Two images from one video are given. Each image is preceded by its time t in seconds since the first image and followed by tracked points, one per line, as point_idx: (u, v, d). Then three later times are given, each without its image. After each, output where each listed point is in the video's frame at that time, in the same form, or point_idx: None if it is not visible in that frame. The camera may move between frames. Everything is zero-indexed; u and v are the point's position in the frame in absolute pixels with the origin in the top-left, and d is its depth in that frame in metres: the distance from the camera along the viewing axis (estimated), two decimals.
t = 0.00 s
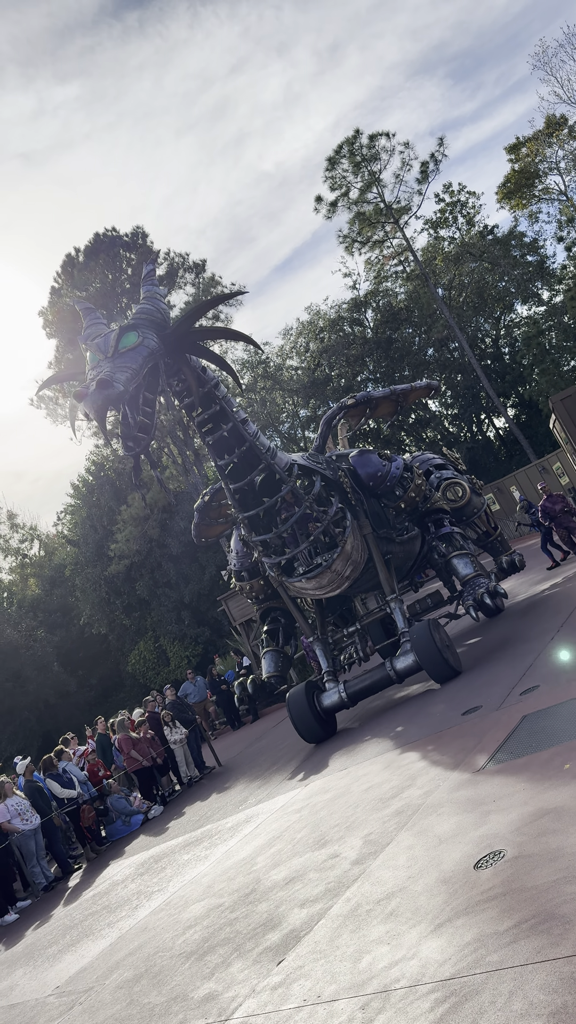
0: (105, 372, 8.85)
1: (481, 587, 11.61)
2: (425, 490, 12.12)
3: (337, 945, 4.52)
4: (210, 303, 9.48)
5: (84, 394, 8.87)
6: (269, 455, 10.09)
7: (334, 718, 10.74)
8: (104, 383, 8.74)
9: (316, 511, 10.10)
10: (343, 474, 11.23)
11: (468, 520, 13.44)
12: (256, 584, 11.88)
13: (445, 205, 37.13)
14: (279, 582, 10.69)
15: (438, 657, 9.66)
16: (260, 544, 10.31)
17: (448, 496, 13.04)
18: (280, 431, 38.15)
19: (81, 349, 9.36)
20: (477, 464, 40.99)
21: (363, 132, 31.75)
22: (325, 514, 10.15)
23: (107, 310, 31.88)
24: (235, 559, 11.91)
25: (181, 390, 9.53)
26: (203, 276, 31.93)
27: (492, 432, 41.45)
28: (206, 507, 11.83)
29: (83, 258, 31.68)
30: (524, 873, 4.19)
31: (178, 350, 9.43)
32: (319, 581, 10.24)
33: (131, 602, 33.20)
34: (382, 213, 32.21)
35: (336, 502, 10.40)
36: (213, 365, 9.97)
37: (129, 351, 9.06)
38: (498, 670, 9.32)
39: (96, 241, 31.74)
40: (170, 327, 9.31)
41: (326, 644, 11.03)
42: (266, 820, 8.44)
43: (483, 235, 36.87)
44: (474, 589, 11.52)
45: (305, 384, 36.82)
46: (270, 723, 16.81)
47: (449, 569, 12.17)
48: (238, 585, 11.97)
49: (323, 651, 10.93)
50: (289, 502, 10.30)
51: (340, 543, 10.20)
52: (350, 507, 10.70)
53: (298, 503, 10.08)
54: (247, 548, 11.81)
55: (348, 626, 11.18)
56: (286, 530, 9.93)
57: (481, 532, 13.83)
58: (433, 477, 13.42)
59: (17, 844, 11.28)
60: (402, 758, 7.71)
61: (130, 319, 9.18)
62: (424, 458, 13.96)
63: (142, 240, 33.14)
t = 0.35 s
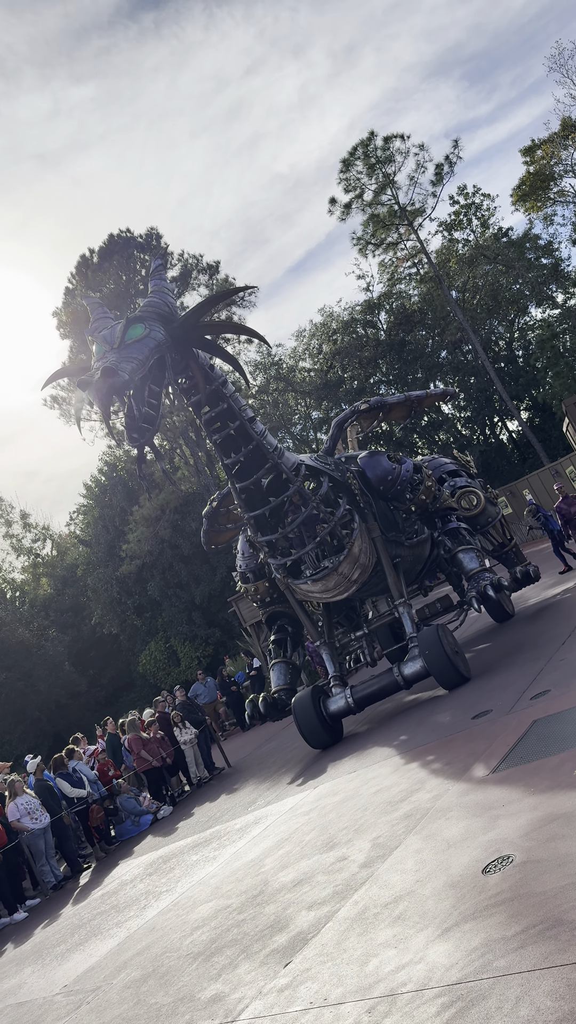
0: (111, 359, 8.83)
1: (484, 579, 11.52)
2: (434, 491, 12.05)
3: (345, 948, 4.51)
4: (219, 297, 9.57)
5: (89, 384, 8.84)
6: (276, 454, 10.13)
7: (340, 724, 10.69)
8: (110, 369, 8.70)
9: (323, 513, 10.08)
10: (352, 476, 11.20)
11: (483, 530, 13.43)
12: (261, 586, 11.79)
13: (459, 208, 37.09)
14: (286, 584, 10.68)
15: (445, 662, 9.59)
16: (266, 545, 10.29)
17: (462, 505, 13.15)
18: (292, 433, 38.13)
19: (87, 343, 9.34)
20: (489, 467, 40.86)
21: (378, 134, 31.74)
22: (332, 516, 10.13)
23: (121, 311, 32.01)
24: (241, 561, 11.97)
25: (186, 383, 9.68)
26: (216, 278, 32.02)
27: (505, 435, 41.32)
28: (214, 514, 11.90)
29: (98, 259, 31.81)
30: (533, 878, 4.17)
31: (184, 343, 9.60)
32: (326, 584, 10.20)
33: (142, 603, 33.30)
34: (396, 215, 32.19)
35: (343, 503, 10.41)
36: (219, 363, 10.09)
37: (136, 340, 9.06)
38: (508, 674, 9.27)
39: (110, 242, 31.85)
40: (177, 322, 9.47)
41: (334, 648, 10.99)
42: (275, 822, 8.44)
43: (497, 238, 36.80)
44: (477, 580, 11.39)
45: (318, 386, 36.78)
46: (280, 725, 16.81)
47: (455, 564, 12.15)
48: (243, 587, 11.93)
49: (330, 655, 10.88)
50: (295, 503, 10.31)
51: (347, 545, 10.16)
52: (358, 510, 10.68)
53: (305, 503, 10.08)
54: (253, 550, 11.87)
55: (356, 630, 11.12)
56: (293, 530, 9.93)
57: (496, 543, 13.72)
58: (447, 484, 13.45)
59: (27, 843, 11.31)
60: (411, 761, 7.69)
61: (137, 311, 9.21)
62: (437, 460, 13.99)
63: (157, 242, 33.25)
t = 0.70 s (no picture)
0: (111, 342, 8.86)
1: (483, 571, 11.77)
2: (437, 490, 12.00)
3: (345, 942, 4.54)
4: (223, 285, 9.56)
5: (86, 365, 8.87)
6: (280, 448, 10.12)
7: (340, 724, 10.65)
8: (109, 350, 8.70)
9: (326, 508, 10.04)
10: (357, 473, 11.14)
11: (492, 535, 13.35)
12: (263, 581, 11.83)
13: (474, 205, 36.98)
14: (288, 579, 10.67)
15: (448, 662, 9.56)
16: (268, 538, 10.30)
17: (472, 508, 13.14)
18: (301, 429, 38.08)
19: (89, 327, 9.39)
20: (499, 467, 40.73)
21: (393, 130, 31.64)
22: (335, 512, 10.09)
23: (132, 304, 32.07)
24: (243, 557, 12.08)
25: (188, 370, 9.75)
26: (228, 272, 32.00)
27: (515, 435, 41.19)
28: (219, 513, 11.99)
29: (110, 251, 31.85)
30: (535, 878, 4.18)
31: (187, 329, 9.61)
32: (328, 581, 10.19)
33: (149, 595, 33.39)
34: (410, 211, 32.10)
35: (347, 499, 10.35)
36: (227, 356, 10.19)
37: (137, 324, 9.09)
38: (513, 675, 9.26)
39: (123, 235, 31.86)
40: (180, 308, 9.49)
41: (335, 647, 10.93)
42: (278, 815, 8.47)
43: (510, 236, 36.62)
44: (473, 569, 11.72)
45: (328, 382, 36.69)
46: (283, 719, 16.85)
47: (455, 556, 12.22)
48: (245, 583, 12.00)
49: (331, 654, 10.83)
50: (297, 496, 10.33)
51: (350, 543, 10.08)
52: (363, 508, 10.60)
53: (307, 496, 10.08)
54: (257, 546, 11.99)
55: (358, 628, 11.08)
56: (294, 523, 9.94)
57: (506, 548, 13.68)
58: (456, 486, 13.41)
59: (30, 831, 11.36)
60: (414, 759, 7.71)
61: (140, 296, 9.26)
62: (446, 460, 13.96)
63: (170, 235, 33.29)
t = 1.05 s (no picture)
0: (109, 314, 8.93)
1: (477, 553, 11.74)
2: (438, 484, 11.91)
3: (340, 932, 4.55)
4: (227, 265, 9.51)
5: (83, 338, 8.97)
6: (280, 435, 9.98)
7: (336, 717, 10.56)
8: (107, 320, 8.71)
9: (326, 496, 9.99)
10: (358, 464, 11.16)
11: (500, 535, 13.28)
12: (262, 571, 11.80)
13: (486, 197, 36.77)
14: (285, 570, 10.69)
15: (448, 660, 9.52)
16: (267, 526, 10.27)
17: (479, 507, 13.11)
18: (307, 418, 37.99)
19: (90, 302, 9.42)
20: (504, 461, 40.62)
21: (407, 119, 31.40)
22: (335, 502, 10.05)
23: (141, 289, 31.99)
24: (242, 547, 11.95)
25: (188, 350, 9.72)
26: (238, 259, 31.86)
27: (521, 429, 41.06)
28: (219, 505, 11.96)
29: (120, 235, 31.75)
30: (531, 874, 4.18)
31: (188, 309, 9.62)
32: (325, 571, 10.20)
33: (151, 581, 33.43)
34: (422, 202, 31.92)
35: (347, 489, 10.35)
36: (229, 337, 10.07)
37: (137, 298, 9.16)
38: (514, 671, 9.22)
39: (133, 219, 31.75)
40: (182, 287, 9.50)
41: (333, 640, 10.96)
42: (275, 804, 8.50)
43: (522, 230, 36.40)
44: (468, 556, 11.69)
45: (335, 373, 36.57)
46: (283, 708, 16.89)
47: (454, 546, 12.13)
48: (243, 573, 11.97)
49: (328, 646, 10.86)
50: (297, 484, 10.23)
51: (349, 532, 10.13)
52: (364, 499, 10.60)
53: (307, 484, 10.01)
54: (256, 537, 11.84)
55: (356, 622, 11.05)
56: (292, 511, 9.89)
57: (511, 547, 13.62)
58: (463, 484, 13.37)
59: (29, 813, 11.42)
60: (413, 751, 7.72)
61: (142, 272, 9.31)
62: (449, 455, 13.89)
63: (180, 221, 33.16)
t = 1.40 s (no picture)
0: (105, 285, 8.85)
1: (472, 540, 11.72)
2: (444, 477, 11.90)
3: (336, 918, 4.58)
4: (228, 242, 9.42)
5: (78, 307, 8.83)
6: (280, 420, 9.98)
7: (332, 708, 10.53)
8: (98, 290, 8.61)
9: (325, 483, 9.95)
10: (360, 453, 11.11)
11: (504, 530, 13.27)
12: (262, 560, 11.85)
13: (497, 187, 36.55)
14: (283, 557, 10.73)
15: (445, 654, 9.48)
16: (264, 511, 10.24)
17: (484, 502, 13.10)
18: (313, 406, 37.90)
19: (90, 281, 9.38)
20: (509, 454, 40.50)
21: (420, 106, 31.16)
22: (334, 489, 10.01)
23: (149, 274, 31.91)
24: (242, 536, 11.99)
25: (186, 327, 9.62)
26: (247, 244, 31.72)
27: (527, 422, 40.94)
28: (220, 494, 11.98)
29: (129, 219, 31.63)
30: (526, 864, 4.20)
31: (189, 286, 9.53)
32: (321, 560, 10.22)
33: (154, 566, 33.48)
34: (433, 191, 31.74)
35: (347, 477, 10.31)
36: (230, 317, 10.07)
37: (135, 272, 9.08)
38: (513, 663, 9.21)
39: (143, 202, 31.63)
40: (183, 264, 9.40)
41: (330, 630, 10.83)
42: (273, 789, 8.54)
43: (534, 221, 36.17)
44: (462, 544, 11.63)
45: (342, 361, 36.45)
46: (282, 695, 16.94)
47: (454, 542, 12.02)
48: (244, 562, 12.04)
49: (326, 637, 10.72)
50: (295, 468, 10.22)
51: (347, 522, 10.10)
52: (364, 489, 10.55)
53: (306, 470, 10.03)
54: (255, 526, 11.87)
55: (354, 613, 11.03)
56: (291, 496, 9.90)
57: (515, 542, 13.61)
58: (468, 478, 13.35)
59: (28, 793, 11.49)
60: (411, 741, 7.74)
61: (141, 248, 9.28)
62: (451, 447, 13.84)
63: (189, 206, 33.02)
